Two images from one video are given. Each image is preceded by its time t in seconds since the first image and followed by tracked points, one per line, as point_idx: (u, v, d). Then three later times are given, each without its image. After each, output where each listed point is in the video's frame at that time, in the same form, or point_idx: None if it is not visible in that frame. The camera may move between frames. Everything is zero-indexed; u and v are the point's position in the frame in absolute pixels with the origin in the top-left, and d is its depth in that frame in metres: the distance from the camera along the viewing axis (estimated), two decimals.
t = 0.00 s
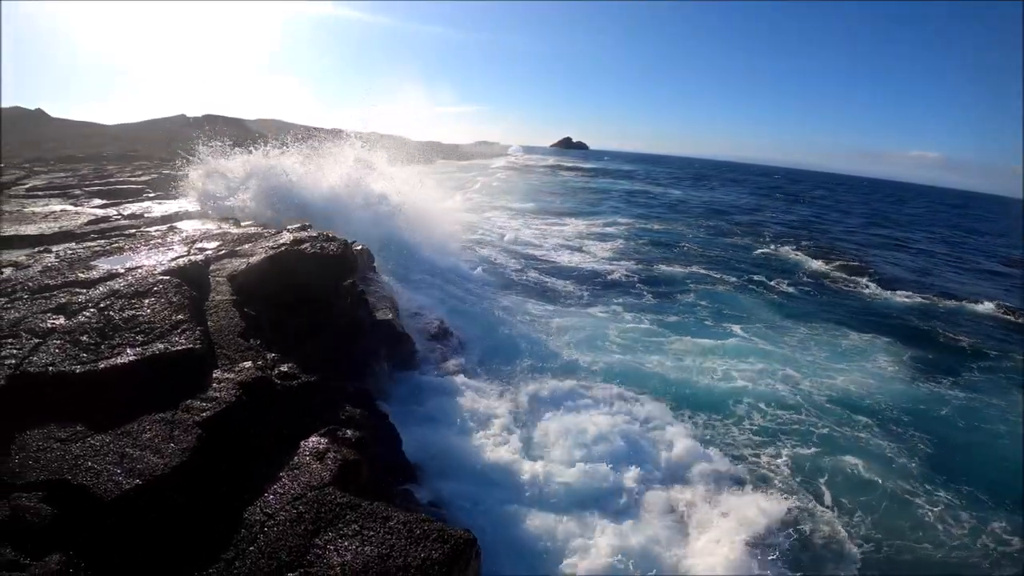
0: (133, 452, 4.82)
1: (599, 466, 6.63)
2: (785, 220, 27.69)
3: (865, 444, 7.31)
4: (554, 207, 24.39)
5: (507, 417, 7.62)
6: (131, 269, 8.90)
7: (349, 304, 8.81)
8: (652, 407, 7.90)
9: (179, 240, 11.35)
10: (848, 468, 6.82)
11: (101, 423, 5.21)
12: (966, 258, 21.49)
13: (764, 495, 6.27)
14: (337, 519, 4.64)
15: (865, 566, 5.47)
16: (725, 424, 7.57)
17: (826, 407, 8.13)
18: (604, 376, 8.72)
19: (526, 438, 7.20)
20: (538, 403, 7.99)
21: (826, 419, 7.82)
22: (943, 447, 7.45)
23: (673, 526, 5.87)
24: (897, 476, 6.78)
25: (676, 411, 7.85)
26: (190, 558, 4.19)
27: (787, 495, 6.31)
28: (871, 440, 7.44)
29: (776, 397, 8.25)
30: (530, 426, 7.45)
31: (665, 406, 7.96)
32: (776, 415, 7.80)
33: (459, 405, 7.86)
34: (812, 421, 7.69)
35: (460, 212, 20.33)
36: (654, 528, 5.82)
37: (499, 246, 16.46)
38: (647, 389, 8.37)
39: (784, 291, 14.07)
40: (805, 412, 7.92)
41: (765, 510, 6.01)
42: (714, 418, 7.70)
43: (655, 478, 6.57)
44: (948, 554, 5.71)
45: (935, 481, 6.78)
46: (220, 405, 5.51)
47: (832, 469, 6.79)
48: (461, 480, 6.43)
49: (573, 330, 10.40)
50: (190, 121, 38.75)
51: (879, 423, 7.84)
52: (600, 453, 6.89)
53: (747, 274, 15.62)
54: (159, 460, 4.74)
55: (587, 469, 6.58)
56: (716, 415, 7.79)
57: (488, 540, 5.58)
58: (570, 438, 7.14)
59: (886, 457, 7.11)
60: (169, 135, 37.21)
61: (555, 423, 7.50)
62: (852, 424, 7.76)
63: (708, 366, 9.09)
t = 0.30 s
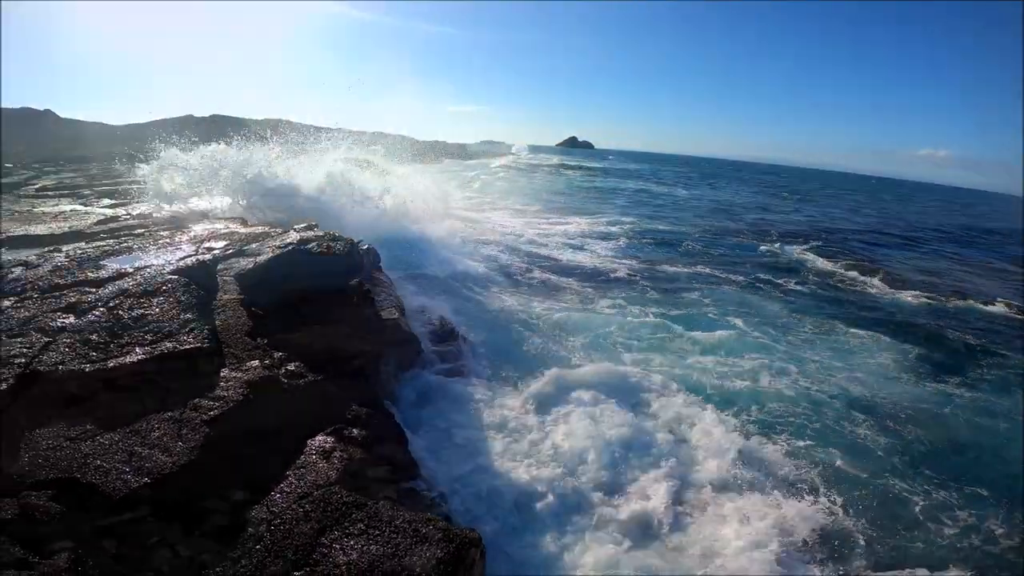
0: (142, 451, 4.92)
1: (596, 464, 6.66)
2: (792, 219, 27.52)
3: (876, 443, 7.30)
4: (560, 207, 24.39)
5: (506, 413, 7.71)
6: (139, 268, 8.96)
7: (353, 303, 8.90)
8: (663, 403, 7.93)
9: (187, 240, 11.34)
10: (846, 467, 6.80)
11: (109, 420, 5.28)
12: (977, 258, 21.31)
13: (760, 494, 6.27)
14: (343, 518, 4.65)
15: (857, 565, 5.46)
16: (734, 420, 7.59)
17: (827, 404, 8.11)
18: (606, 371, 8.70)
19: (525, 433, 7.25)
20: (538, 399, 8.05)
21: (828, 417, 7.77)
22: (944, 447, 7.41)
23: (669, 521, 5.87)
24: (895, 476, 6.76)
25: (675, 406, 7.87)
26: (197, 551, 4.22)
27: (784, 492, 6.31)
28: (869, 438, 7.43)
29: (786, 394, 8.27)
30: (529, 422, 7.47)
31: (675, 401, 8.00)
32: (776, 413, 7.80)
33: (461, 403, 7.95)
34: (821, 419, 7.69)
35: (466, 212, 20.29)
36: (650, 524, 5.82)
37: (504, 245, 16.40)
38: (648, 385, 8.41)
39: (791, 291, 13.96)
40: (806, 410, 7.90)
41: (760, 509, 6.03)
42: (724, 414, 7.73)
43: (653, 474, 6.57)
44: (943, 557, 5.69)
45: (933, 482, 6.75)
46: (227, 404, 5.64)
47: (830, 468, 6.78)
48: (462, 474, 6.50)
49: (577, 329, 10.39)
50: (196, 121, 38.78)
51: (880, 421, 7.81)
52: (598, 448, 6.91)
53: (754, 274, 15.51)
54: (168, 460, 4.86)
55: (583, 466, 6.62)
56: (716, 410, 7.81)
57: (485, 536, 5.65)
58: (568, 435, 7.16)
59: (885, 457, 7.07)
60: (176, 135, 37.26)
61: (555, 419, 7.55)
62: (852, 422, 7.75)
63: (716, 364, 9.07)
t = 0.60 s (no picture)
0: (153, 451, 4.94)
1: (596, 490, 7.00)
2: (798, 217, 27.50)
3: (877, 469, 7.66)
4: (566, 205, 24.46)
5: (513, 431, 8.01)
6: (145, 267, 9.30)
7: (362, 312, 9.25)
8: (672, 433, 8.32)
9: (195, 239, 11.51)
10: (835, 491, 7.13)
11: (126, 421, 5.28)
12: (984, 255, 21.28)
13: (749, 516, 6.60)
14: (350, 518, 4.68)
15: None
16: (741, 448, 7.97)
17: (820, 433, 8.50)
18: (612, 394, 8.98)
19: (529, 455, 7.55)
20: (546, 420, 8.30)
21: (821, 447, 8.12)
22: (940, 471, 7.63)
23: (662, 544, 6.19)
24: (885, 497, 7.00)
25: (673, 433, 8.28)
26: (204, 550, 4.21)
27: (772, 514, 6.64)
28: (860, 463, 7.75)
29: (789, 425, 8.64)
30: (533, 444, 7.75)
31: (684, 430, 8.38)
32: (770, 441, 8.20)
33: (468, 421, 8.18)
34: (823, 449, 8.07)
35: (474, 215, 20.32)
36: (643, 547, 6.14)
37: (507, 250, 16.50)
38: (652, 412, 8.73)
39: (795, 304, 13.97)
40: (800, 439, 8.27)
41: (749, 533, 6.32)
42: (731, 443, 8.11)
43: (649, 499, 6.94)
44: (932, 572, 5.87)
45: (927, 503, 6.96)
46: (233, 404, 5.71)
47: (818, 492, 7.10)
48: (468, 497, 6.83)
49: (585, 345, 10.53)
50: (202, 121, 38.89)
51: (872, 447, 8.13)
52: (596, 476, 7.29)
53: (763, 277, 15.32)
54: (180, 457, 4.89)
55: (581, 491, 7.00)
56: (712, 436, 8.26)
57: (486, 557, 5.97)
58: (568, 461, 7.49)
59: (875, 480, 7.36)
60: (181, 134, 37.38)
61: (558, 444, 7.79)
62: (844, 448, 8.09)
63: (722, 394, 9.45)
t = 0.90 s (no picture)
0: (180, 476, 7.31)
1: (614, 492, 7.12)
2: (821, 237, 27.40)
3: (902, 470, 7.50)
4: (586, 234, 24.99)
5: (533, 434, 8.66)
6: (152, 268, 13.96)
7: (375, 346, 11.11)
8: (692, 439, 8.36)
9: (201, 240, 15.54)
10: (863, 493, 6.96)
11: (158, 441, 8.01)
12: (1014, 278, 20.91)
13: (772, 516, 6.50)
14: (369, 524, 6.58)
15: None
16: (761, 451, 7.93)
17: (845, 438, 8.43)
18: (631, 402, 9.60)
19: (551, 462, 7.86)
20: (567, 421, 9.09)
21: (845, 451, 8.00)
22: (973, 473, 7.38)
23: (682, 545, 6.17)
24: (915, 501, 6.81)
25: (695, 438, 8.40)
26: (237, 542, 6.35)
27: (795, 515, 6.54)
28: (887, 467, 7.61)
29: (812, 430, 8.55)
30: (553, 442, 8.37)
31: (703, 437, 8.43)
32: (794, 445, 8.18)
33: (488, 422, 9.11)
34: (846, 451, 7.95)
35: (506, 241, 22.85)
36: (662, 548, 6.13)
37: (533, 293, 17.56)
38: (671, 414, 9.32)
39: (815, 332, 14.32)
40: (825, 444, 8.20)
41: (771, 534, 6.26)
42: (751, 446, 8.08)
43: (670, 500, 6.90)
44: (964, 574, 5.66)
45: (958, 507, 6.73)
46: (254, 437, 8.17)
47: (845, 494, 6.95)
48: (487, 497, 7.16)
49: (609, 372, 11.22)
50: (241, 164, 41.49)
51: (900, 453, 7.99)
52: (617, 479, 7.40)
53: (779, 311, 15.80)
54: (218, 454, 7.80)
55: (601, 493, 7.10)
56: (733, 441, 8.29)
57: (504, 555, 6.14)
58: (589, 467, 7.72)
59: (904, 482, 7.19)
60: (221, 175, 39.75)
61: (576, 443, 8.35)
62: (871, 454, 7.98)
63: (741, 406, 9.50)
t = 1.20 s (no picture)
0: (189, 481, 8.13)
1: (621, 497, 7.15)
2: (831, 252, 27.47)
3: (914, 473, 7.42)
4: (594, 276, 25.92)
5: (541, 437, 8.84)
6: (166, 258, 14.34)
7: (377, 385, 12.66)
8: (701, 442, 8.41)
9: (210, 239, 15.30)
10: (874, 496, 6.88)
11: (171, 462, 8.99)
12: None
13: (781, 518, 6.45)
14: (377, 523, 6.71)
15: None
16: (770, 457, 7.94)
17: (856, 442, 8.37)
18: (640, 412, 9.76)
19: (560, 465, 8.00)
20: (575, 422, 9.23)
21: (855, 456, 7.96)
22: (988, 473, 7.24)
23: (690, 548, 6.13)
24: (927, 505, 6.72)
25: (705, 441, 8.42)
26: (245, 541, 6.46)
27: (804, 517, 6.48)
28: (899, 471, 7.55)
29: (823, 433, 8.54)
30: (561, 445, 8.51)
31: (712, 441, 8.48)
32: (804, 449, 8.17)
33: (498, 425, 9.45)
34: (856, 456, 7.93)
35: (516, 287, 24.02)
36: (669, 550, 6.11)
37: (545, 330, 18.28)
38: (679, 418, 9.55)
39: (826, 339, 14.31)
40: (836, 448, 8.17)
41: (779, 536, 6.21)
42: (761, 448, 8.08)
43: (678, 502, 6.88)
44: None
45: (971, 510, 6.62)
46: (255, 442, 9.66)
47: (855, 498, 6.88)
48: (494, 499, 7.25)
49: (620, 381, 11.40)
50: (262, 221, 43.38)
51: (912, 458, 7.92)
52: (625, 482, 7.49)
53: (790, 325, 15.89)
54: (223, 466, 8.76)
55: (609, 496, 7.19)
56: (743, 442, 8.27)
57: (511, 557, 6.07)
58: (598, 471, 7.92)
59: (916, 485, 7.11)
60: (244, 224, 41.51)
61: (585, 445, 8.60)
62: (883, 458, 7.93)
63: (752, 411, 9.53)
